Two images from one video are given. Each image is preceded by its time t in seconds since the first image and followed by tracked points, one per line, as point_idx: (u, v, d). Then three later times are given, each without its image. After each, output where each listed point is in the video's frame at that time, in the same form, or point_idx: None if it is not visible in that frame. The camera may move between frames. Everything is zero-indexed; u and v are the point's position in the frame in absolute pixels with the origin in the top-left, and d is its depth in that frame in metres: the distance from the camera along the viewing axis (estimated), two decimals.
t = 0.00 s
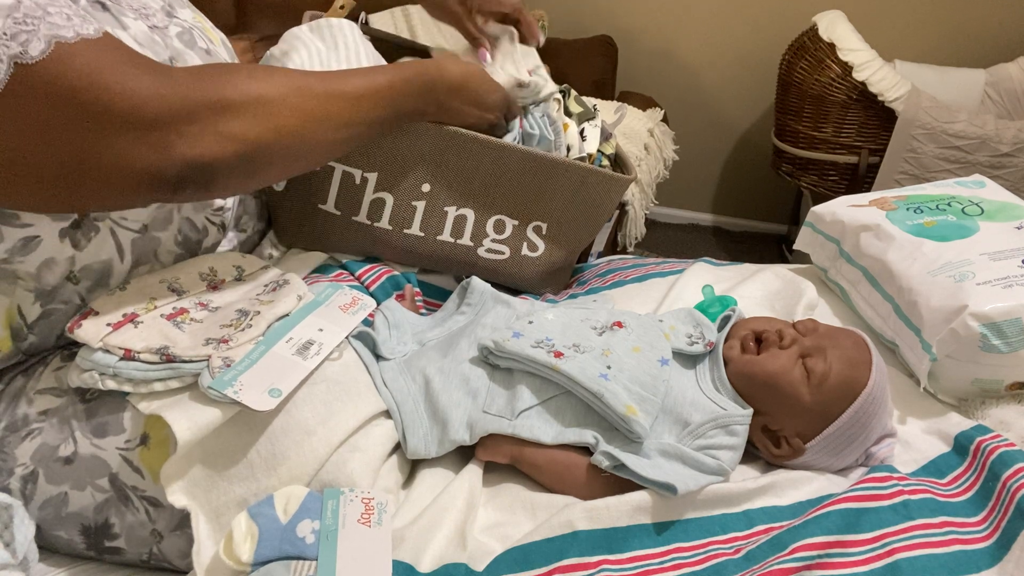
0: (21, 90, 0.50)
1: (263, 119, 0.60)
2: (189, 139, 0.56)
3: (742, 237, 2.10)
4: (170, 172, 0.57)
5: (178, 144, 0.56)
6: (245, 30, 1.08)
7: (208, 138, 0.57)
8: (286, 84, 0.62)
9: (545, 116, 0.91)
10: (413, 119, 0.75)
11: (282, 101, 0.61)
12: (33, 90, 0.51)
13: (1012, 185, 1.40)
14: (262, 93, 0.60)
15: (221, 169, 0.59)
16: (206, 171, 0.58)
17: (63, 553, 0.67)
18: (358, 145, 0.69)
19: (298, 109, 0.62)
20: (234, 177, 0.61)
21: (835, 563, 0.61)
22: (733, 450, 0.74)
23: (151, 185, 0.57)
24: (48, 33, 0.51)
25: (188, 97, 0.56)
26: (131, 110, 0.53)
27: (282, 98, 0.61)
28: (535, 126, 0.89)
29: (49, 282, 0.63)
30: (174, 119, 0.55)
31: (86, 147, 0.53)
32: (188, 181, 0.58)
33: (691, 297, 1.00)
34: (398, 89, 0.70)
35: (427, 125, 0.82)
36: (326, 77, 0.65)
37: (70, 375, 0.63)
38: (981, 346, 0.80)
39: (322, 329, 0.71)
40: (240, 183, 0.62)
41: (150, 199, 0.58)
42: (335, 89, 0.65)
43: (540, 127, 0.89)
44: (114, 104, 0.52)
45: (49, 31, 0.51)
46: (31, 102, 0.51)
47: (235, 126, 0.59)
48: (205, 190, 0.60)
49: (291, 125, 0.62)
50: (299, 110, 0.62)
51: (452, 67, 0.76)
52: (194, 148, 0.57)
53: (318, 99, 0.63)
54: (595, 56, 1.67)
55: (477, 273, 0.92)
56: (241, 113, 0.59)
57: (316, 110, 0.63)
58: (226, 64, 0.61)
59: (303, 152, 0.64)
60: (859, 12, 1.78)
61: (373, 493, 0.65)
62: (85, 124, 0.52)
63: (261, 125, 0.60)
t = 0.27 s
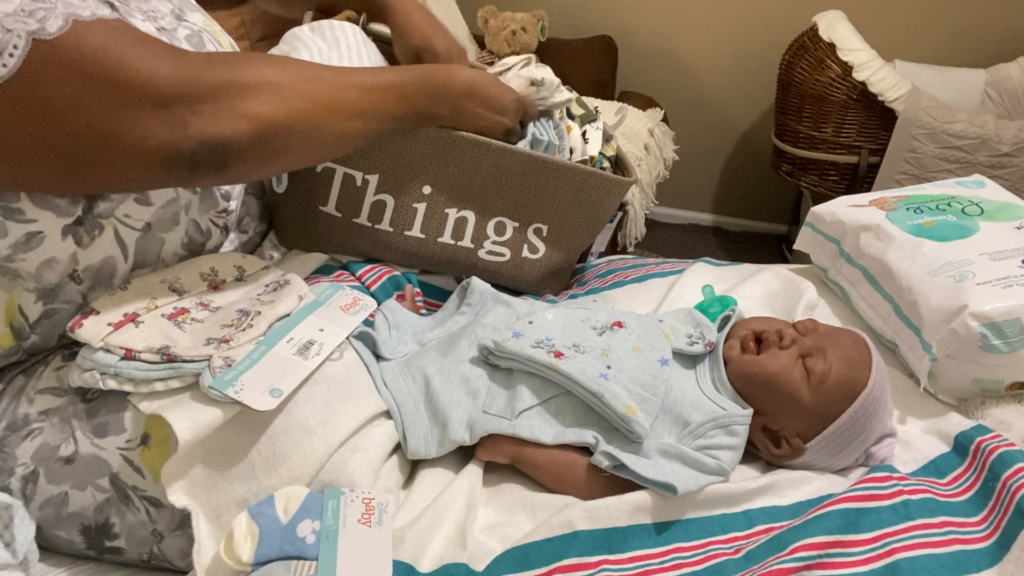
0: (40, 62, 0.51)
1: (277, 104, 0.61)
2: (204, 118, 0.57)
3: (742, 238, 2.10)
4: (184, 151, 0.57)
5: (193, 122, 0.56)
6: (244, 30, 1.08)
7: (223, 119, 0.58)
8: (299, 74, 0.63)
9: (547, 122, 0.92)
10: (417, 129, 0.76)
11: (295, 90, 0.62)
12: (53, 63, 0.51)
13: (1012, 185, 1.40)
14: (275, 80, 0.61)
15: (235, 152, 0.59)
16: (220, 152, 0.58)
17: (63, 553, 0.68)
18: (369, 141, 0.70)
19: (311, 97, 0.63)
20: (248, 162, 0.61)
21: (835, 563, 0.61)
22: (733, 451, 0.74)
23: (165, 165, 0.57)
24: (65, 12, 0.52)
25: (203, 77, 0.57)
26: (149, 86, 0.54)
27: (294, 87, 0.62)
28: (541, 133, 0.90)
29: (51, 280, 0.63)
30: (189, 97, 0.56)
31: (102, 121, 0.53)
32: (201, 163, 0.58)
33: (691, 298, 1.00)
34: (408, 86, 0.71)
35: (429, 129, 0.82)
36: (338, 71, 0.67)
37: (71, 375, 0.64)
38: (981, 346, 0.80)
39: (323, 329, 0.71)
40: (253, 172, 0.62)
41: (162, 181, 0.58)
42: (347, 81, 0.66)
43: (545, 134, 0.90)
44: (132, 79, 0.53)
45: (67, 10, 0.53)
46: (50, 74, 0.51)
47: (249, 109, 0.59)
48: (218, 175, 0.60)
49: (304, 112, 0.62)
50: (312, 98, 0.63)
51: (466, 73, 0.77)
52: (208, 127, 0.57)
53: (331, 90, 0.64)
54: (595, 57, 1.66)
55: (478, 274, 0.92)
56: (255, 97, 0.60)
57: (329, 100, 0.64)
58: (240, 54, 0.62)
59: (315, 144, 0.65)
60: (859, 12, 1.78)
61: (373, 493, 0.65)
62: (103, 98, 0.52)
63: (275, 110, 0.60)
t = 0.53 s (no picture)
0: (52, 55, 0.51)
1: (285, 104, 0.61)
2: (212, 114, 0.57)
3: (742, 238, 2.10)
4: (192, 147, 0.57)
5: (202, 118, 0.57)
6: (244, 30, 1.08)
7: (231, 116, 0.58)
8: (306, 77, 0.64)
9: (547, 130, 0.95)
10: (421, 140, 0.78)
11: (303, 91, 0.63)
12: (65, 56, 0.51)
13: (1012, 185, 1.40)
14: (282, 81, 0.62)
15: (242, 149, 0.60)
16: (228, 149, 0.59)
17: (63, 553, 0.68)
18: (374, 145, 0.71)
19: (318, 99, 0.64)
20: (254, 160, 0.61)
21: (835, 563, 0.61)
22: (733, 451, 0.74)
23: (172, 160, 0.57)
24: (76, 9, 0.53)
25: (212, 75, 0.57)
26: (159, 81, 0.54)
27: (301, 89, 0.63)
28: (540, 142, 0.92)
29: (53, 280, 0.63)
30: (198, 94, 0.56)
31: (111, 114, 0.53)
32: (209, 159, 0.58)
33: (691, 298, 1.00)
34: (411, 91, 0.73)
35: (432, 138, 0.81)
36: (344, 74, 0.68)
37: (71, 375, 0.64)
38: (981, 346, 0.80)
39: (323, 329, 0.71)
40: (259, 172, 0.63)
41: (168, 177, 0.58)
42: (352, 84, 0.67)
43: (545, 144, 0.92)
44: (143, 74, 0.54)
45: (77, 7, 0.53)
46: (61, 67, 0.51)
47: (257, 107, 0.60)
48: (224, 172, 0.60)
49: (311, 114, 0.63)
50: (319, 101, 0.64)
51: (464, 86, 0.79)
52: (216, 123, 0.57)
53: (337, 93, 0.65)
54: (595, 56, 1.67)
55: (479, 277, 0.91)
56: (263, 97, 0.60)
57: (334, 103, 0.65)
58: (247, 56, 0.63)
59: (321, 146, 0.65)
60: (859, 12, 1.78)
61: (373, 493, 0.65)
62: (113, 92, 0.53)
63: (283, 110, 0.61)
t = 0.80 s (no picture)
0: (52, 65, 0.51)
1: (287, 112, 0.61)
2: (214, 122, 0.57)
3: (742, 238, 2.10)
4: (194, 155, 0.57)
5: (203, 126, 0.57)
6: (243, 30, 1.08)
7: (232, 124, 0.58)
8: (307, 85, 0.64)
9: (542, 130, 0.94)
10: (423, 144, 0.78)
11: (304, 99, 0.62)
12: (64, 66, 0.51)
13: (1012, 185, 1.40)
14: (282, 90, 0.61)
15: (243, 157, 0.60)
16: (229, 157, 0.58)
17: (63, 553, 0.68)
18: (375, 152, 0.70)
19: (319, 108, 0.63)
20: (255, 168, 0.61)
21: (835, 563, 0.61)
22: (733, 451, 0.74)
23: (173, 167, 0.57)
24: (75, 18, 0.52)
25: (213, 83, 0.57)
26: (160, 90, 0.54)
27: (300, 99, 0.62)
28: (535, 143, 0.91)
29: (53, 284, 0.63)
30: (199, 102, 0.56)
31: (112, 123, 0.53)
32: (210, 167, 0.58)
33: (691, 298, 1.00)
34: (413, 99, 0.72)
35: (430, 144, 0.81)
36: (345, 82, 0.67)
37: (71, 375, 0.64)
38: (981, 346, 0.80)
39: (323, 329, 0.71)
40: (260, 180, 0.63)
41: (169, 185, 0.58)
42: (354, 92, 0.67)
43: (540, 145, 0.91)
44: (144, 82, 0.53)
45: (76, 16, 0.52)
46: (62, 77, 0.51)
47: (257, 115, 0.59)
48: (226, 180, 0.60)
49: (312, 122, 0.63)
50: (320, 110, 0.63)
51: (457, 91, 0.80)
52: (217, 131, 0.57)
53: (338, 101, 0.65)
54: (595, 56, 1.66)
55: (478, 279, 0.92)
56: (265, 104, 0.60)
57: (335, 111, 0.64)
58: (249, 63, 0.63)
59: (323, 154, 0.65)
60: (859, 12, 1.78)
61: (373, 493, 0.65)
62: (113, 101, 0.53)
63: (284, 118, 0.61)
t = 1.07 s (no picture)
0: (65, 60, 0.51)
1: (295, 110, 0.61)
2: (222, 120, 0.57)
3: (743, 238, 2.10)
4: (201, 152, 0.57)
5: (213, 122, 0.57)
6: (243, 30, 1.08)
7: (241, 122, 0.58)
8: (315, 85, 0.64)
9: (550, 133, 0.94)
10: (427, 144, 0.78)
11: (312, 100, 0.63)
12: (76, 63, 0.51)
13: (1012, 185, 1.40)
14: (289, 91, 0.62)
15: (249, 155, 0.60)
16: (237, 154, 0.59)
17: (63, 554, 0.68)
18: (380, 153, 0.71)
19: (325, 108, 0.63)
20: (262, 166, 0.61)
21: (835, 563, 0.61)
22: (733, 451, 0.74)
23: (180, 164, 0.57)
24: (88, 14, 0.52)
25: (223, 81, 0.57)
26: (171, 87, 0.54)
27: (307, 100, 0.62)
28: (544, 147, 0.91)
29: (54, 284, 0.63)
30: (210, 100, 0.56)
31: (121, 121, 0.53)
32: (217, 163, 0.58)
33: (691, 298, 1.00)
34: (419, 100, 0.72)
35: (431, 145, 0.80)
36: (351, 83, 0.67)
37: (71, 376, 0.64)
38: (981, 346, 0.80)
39: (323, 330, 0.71)
40: (264, 177, 0.63)
41: (174, 180, 0.58)
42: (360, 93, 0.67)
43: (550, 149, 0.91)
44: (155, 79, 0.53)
45: (89, 12, 0.52)
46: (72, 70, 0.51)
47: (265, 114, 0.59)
48: (231, 176, 0.60)
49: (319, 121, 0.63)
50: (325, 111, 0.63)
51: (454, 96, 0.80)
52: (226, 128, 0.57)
53: (346, 101, 0.65)
54: (594, 56, 1.66)
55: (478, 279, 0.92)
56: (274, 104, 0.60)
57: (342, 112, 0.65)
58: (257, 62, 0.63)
59: (328, 152, 0.65)
60: (859, 12, 1.78)
61: (373, 493, 0.65)
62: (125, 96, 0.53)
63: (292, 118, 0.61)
